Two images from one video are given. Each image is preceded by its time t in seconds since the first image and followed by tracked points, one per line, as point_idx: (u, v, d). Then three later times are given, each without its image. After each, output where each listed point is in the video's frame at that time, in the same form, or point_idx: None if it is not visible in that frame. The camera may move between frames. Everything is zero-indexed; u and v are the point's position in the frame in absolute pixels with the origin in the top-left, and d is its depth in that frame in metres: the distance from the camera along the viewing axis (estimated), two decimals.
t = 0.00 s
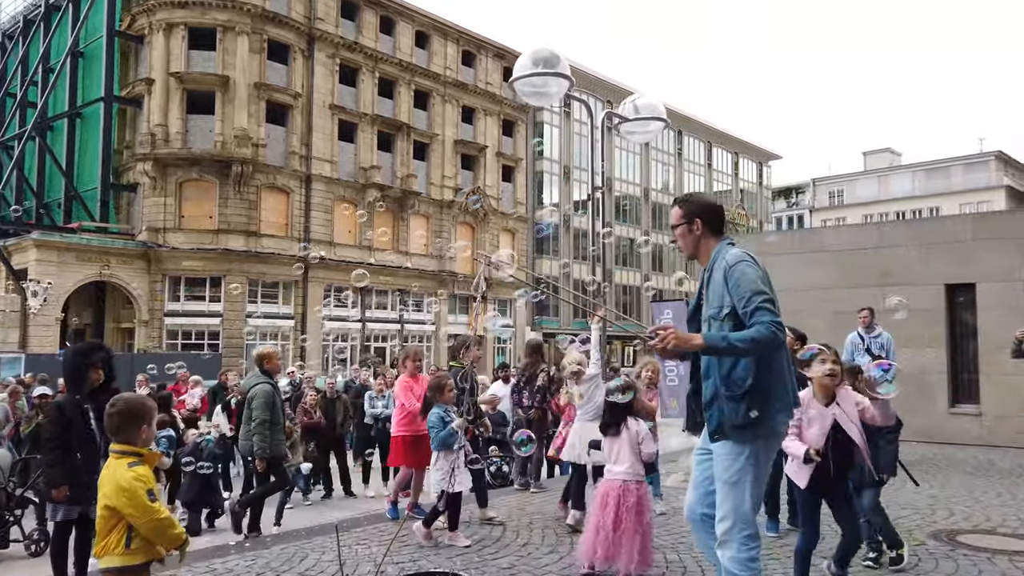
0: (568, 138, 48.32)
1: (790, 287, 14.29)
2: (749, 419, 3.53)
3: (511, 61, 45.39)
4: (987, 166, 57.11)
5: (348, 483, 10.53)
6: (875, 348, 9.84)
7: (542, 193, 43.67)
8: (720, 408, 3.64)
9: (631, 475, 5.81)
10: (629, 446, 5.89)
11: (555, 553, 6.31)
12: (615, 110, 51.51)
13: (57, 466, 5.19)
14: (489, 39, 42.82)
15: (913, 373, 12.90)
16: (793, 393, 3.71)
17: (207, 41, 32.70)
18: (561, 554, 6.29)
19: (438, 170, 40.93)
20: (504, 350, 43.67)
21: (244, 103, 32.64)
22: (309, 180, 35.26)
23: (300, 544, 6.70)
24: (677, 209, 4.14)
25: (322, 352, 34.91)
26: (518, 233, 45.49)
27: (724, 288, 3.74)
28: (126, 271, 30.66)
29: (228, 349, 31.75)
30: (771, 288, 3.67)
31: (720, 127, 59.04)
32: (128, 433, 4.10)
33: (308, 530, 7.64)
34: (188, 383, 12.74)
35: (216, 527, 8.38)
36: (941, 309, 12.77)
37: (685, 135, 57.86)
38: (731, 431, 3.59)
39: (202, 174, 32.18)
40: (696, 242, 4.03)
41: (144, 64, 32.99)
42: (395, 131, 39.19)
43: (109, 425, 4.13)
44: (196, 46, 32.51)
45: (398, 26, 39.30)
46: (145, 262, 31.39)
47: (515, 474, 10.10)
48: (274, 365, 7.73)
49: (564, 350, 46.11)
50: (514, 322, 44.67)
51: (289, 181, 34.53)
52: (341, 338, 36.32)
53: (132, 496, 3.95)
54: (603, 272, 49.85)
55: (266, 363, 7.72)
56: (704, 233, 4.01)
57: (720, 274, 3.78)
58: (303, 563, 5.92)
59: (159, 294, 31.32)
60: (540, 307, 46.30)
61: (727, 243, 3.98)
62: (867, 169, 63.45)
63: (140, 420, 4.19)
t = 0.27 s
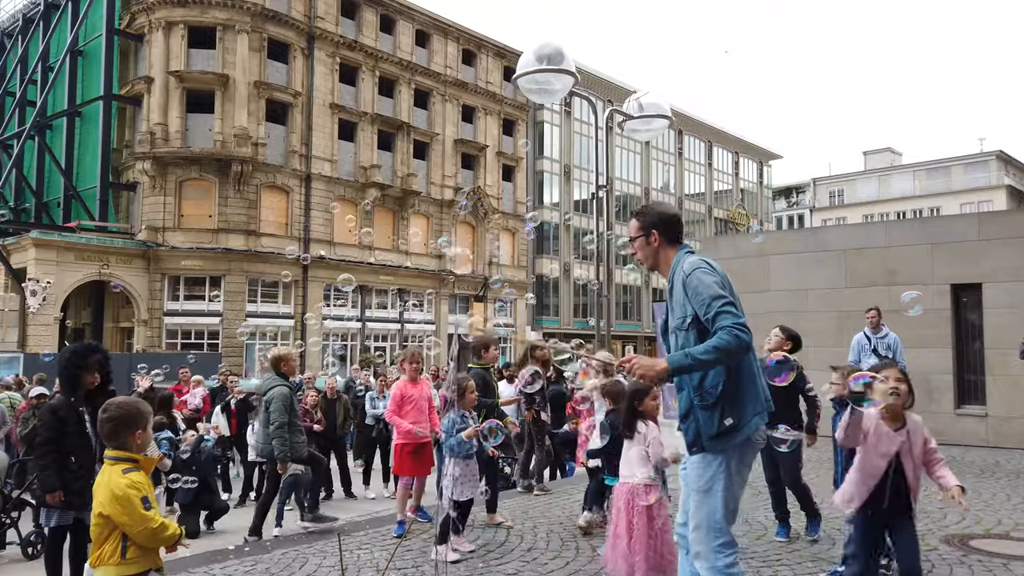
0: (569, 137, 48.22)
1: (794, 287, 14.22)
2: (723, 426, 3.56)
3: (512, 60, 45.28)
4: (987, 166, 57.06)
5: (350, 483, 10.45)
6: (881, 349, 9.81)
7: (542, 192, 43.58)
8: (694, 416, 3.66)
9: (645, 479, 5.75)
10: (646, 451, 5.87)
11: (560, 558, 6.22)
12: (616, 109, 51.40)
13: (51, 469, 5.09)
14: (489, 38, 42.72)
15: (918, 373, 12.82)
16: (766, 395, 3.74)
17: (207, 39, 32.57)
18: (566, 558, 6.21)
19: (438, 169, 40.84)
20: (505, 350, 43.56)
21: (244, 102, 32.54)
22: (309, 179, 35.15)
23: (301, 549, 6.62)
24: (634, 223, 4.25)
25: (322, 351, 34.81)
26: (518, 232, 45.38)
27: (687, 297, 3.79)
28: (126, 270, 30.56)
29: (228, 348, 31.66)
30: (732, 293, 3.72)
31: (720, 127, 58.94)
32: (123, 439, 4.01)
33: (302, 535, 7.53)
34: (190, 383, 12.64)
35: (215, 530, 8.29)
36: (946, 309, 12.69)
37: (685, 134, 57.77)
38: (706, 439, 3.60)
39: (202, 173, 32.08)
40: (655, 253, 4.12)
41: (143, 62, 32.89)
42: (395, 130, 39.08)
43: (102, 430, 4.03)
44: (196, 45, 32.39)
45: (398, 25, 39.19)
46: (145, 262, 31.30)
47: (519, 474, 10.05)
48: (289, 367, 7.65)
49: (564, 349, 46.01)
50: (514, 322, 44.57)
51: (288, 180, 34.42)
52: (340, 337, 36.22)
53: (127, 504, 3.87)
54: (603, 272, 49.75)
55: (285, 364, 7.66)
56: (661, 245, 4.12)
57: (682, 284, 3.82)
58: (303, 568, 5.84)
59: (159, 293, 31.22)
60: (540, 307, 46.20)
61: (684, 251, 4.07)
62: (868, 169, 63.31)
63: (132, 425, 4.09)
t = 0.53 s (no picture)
0: (569, 137, 48.14)
1: (798, 288, 14.17)
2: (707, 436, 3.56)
3: (512, 61, 45.21)
4: (988, 167, 56.98)
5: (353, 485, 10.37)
6: (888, 350, 9.79)
7: (542, 193, 43.49)
8: (679, 433, 3.66)
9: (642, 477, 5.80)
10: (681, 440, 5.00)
11: (567, 562, 6.16)
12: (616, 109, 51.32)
13: (47, 471, 5.02)
14: (489, 38, 42.65)
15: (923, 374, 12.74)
16: (747, 397, 3.68)
17: (207, 39, 32.50)
18: (573, 562, 6.15)
19: (438, 169, 40.78)
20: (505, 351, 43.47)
21: (244, 102, 32.47)
22: (309, 179, 35.07)
23: (303, 552, 6.56)
24: (599, 251, 4.22)
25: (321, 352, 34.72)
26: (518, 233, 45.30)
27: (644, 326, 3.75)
28: (125, 271, 30.48)
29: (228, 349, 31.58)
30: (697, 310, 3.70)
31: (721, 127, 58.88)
32: (124, 443, 3.95)
33: (305, 538, 7.44)
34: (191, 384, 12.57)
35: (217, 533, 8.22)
36: (951, 310, 12.63)
37: (685, 135, 57.70)
38: (692, 455, 3.60)
39: (202, 173, 32.00)
40: (619, 281, 4.10)
41: (143, 62, 32.83)
42: (395, 131, 39.01)
43: (103, 434, 3.96)
44: (196, 45, 32.32)
45: (399, 25, 39.14)
46: (145, 262, 31.22)
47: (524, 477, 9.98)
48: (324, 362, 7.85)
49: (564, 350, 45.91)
50: (514, 322, 44.50)
51: (288, 180, 34.33)
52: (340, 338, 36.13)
53: (128, 509, 3.81)
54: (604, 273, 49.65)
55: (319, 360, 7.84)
56: (625, 272, 4.09)
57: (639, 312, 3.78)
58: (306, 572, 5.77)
59: (159, 293, 31.15)
60: (540, 307, 46.10)
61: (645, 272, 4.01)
62: (869, 170, 63.20)
63: (134, 428, 4.02)
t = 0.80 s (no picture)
0: (569, 138, 48.12)
1: (800, 288, 14.13)
2: (691, 440, 3.56)
3: (512, 61, 45.21)
4: (988, 167, 56.98)
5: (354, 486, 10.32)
6: (893, 351, 9.74)
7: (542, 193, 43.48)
8: (666, 440, 3.67)
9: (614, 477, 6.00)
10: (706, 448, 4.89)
11: (573, 565, 6.11)
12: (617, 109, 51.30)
13: (50, 472, 4.96)
14: (490, 38, 42.64)
15: (926, 375, 12.68)
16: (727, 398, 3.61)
17: (207, 40, 32.47)
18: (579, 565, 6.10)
19: (438, 170, 40.75)
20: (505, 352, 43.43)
21: (245, 102, 32.44)
22: (309, 180, 35.03)
23: (305, 555, 6.52)
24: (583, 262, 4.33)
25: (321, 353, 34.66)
26: (519, 234, 45.26)
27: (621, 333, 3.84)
28: (125, 271, 30.42)
29: (228, 350, 31.53)
30: (673, 315, 3.70)
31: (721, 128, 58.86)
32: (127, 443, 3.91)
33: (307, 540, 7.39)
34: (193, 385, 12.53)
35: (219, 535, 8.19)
36: (955, 310, 12.58)
37: (686, 136, 57.67)
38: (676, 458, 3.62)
39: (202, 174, 31.98)
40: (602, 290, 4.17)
41: (143, 63, 32.82)
42: (395, 131, 38.98)
43: (107, 433, 3.93)
44: (196, 46, 32.30)
45: (399, 26, 39.12)
46: (145, 263, 31.17)
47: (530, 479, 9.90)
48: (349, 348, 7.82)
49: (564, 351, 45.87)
50: (514, 323, 44.47)
51: (289, 181, 34.29)
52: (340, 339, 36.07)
53: (132, 511, 3.77)
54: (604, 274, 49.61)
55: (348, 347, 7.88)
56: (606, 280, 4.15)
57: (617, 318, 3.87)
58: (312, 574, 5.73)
59: (159, 294, 31.10)
60: (540, 308, 46.05)
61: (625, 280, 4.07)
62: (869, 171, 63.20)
63: (137, 430, 3.98)
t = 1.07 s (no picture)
0: (569, 139, 48.12)
1: (802, 289, 14.12)
2: (631, 426, 3.86)
3: (512, 63, 45.24)
4: (988, 169, 56.99)
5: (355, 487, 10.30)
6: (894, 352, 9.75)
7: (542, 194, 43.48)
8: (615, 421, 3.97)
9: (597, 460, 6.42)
10: (710, 446, 4.93)
11: (577, 565, 6.12)
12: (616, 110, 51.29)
13: (55, 473, 4.95)
14: (490, 40, 42.66)
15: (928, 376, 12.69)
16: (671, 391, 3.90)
17: (207, 41, 32.47)
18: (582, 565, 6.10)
19: (438, 171, 40.75)
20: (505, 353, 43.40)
21: (245, 104, 32.44)
22: (309, 181, 35.02)
23: (308, 555, 6.52)
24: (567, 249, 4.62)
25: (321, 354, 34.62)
26: (519, 235, 45.26)
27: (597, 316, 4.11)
28: (125, 273, 30.41)
29: (228, 351, 31.51)
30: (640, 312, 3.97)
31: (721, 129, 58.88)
32: (135, 440, 3.91)
33: (310, 541, 7.39)
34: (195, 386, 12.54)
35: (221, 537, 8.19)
36: (957, 311, 12.57)
37: (685, 137, 57.67)
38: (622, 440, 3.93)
39: (202, 175, 31.97)
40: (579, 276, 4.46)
41: (143, 65, 32.83)
42: (395, 133, 38.99)
43: (115, 431, 3.94)
44: (197, 47, 32.30)
45: (399, 27, 39.14)
46: (145, 264, 31.16)
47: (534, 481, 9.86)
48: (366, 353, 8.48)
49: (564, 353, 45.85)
50: (514, 324, 44.45)
51: (289, 182, 34.27)
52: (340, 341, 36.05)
53: (141, 508, 3.77)
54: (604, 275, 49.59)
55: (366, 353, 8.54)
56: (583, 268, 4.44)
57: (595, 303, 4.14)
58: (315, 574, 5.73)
59: (159, 295, 31.09)
60: (540, 309, 46.04)
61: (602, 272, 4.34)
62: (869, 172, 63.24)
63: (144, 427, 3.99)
